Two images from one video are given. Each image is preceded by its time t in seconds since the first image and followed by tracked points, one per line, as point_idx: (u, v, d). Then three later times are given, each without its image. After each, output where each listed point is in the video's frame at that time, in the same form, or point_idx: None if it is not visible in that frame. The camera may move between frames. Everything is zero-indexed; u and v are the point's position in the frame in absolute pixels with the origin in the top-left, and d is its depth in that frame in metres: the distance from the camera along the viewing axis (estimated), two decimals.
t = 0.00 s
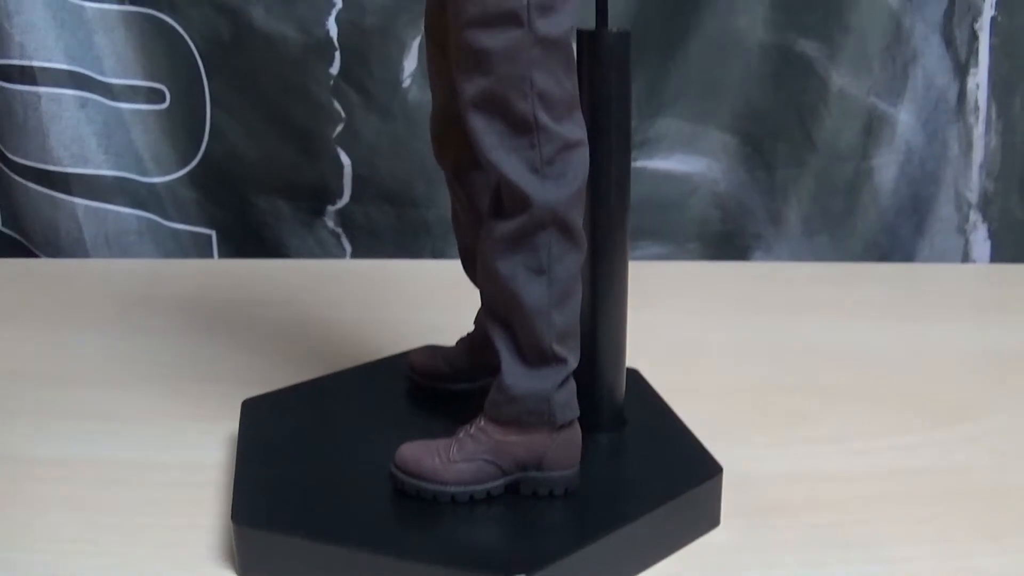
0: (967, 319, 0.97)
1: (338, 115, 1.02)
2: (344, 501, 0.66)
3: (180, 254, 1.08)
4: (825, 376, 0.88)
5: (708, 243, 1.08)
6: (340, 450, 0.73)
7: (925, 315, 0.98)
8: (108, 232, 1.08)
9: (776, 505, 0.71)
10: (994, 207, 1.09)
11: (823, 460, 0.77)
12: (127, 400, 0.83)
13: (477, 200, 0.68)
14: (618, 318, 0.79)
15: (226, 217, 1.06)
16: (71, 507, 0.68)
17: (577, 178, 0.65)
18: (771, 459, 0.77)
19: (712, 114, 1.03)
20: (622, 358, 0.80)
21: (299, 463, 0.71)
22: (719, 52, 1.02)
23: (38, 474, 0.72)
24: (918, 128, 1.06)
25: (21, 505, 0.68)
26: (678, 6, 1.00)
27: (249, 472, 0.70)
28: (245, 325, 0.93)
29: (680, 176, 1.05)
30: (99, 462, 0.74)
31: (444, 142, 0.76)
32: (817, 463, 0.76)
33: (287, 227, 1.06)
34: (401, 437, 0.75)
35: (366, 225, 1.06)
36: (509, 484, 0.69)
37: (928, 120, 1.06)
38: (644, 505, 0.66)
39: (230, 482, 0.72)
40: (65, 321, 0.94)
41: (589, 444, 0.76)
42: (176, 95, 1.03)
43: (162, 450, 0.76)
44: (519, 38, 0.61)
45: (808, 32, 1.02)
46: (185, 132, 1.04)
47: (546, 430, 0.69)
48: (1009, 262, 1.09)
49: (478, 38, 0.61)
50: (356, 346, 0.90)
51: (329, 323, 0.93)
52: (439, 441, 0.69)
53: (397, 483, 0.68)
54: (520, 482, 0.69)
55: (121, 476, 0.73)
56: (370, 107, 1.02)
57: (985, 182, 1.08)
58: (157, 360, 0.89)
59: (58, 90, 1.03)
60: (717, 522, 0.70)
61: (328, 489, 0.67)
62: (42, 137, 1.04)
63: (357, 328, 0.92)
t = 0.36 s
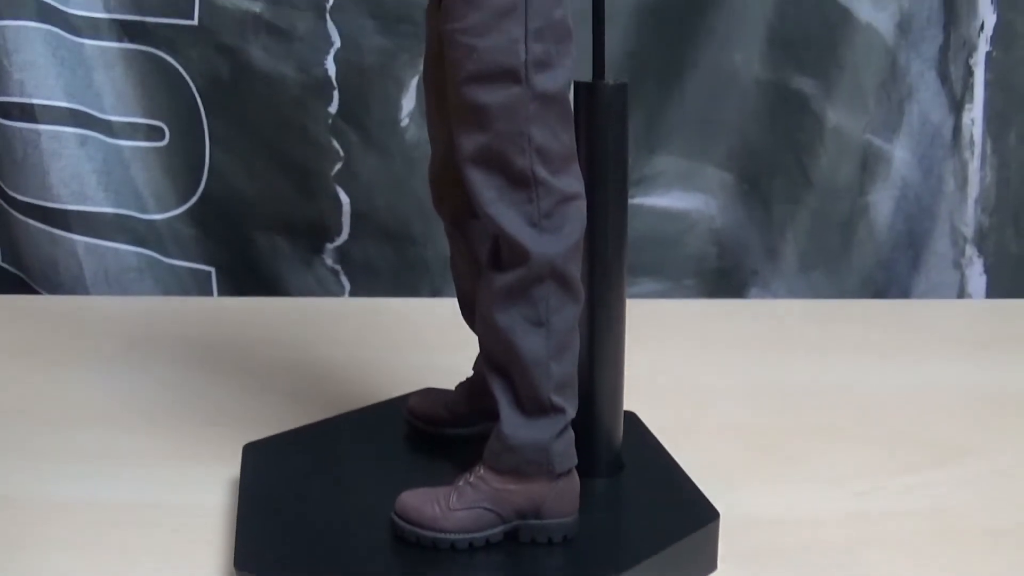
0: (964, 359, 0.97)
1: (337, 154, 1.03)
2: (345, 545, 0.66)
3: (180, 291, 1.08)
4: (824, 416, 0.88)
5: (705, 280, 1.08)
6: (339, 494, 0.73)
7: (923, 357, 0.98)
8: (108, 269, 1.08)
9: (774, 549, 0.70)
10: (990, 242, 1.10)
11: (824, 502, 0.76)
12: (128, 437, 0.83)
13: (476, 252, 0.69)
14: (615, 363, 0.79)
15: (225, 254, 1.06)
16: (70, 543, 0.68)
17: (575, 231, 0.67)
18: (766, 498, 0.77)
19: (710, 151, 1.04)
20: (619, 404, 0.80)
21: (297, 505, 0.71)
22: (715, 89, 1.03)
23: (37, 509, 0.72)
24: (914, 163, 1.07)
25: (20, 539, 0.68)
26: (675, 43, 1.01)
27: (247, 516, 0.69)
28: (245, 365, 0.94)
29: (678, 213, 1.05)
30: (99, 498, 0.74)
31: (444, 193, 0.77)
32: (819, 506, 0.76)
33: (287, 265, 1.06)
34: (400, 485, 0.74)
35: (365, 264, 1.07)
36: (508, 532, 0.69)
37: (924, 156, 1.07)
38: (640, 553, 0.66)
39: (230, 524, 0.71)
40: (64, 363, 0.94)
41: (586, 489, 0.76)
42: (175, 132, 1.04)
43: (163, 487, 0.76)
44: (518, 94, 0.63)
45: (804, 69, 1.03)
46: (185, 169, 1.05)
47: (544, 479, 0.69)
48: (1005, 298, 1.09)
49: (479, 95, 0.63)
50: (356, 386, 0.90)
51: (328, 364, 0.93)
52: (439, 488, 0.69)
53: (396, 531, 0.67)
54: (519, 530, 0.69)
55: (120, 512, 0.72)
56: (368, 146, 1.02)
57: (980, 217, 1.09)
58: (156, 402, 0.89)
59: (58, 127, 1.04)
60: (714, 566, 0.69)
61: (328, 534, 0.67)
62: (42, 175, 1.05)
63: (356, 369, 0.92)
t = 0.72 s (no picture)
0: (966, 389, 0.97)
1: (341, 185, 1.03)
2: None
3: (186, 319, 1.09)
4: (826, 449, 0.88)
5: (708, 308, 1.09)
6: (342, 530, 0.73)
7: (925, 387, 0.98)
8: (114, 298, 1.09)
9: None
10: (992, 270, 1.10)
11: (829, 537, 0.75)
12: (133, 468, 0.83)
13: (479, 295, 0.69)
14: (616, 400, 0.78)
15: (230, 284, 1.07)
16: None
17: (576, 275, 0.67)
18: (769, 532, 0.76)
19: (712, 181, 1.04)
20: (621, 440, 0.79)
21: (301, 541, 0.71)
22: (717, 120, 1.03)
23: (42, 542, 0.72)
24: (916, 193, 1.07)
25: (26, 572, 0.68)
26: (677, 74, 1.02)
27: (252, 552, 0.69)
28: (250, 396, 0.94)
29: (681, 243, 1.06)
30: (104, 531, 0.74)
31: (447, 235, 0.77)
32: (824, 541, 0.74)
33: (292, 294, 1.07)
34: (404, 523, 0.74)
35: (369, 293, 1.07)
36: (509, 570, 0.69)
37: (926, 186, 1.07)
38: None
39: (235, 558, 0.71)
40: (69, 395, 0.95)
41: (587, 526, 0.76)
42: (179, 162, 1.05)
43: (168, 519, 0.76)
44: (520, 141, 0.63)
45: (806, 100, 1.04)
46: (190, 198, 1.05)
47: (545, 518, 0.69)
48: (1006, 328, 1.10)
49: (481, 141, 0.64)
50: (359, 418, 0.90)
51: (332, 395, 0.94)
52: (442, 527, 0.70)
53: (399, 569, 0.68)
54: (520, 569, 0.70)
55: (124, 545, 0.72)
56: (372, 178, 1.03)
57: (981, 246, 1.09)
58: (161, 432, 0.89)
59: (64, 157, 1.05)
60: None
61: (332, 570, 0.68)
62: (48, 205, 1.06)
63: (360, 401, 0.93)
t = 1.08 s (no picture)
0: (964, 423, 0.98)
1: (347, 219, 1.04)
2: None
3: (191, 350, 1.10)
4: (826, 486, 0.87)
5: (710, 343, 1.09)
6: (347, 564, 0.73)
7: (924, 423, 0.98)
8: (120, 329, 1.10)
9: None
10: (992, 305, 1.11)
11: None
12: (137, 498, 0.83)
13: (484, 345, 0.71)
14: (618, 445, 0.78)
15: (236, 316, 1.08)
16: None
17: (578, 326, 0.69)
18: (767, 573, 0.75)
19: (714, 217, 1.05)
20: (622, 483, 0.79)
21: None
22: (720, 157, 1.04)
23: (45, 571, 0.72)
24: (917, 230, 1.08)
25: None
26: (680, 112, 1.03)
27: None
28: (254, 429, 0.94)
29: (683, 278, 1.07)
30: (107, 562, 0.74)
31: (452, 282, 0.79)
32: None
33: (297, 326, 1.08)
34: (407, 559, 0.74)
35: (374, 327, 1.08)
36: None
37: (927, 222, 1.08)
38: None
39: None
40: (75, 425, 0.95)
41: (588, 569, 0.76)
42: (185, 194, 1.06)
43: (171, 550, 0.76)
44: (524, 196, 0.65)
45: (808, 137, 1.05)
46: (196, 229, 1.06)
47: (546, 565, 0.70)
48: (1006, 364, 1.10)
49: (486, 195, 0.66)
50: (362, 453, 0.91)
51: (336, 431, 0.94)
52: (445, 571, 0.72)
53: None
54: None
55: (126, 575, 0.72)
56: (378, 212, 1.04)
57: (982, 281, 1.10)
58: (166, 464, 0.89)
59: (72, 189, 1.07)
60: None
61: None
62: (55, 236, 1.07)
63: (364, 436, 0.93)
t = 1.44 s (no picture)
0: (965, 450, 0.98)
1: (350, 249, 1.04)
2: None
3: (195, 378, 1.10)
4: (829, 511, 0.87)
5: (711, 371, 1.10)
6: None
7: (928, 449, 0.98)
8: (124, 357, 1.11)
9: None
10: (993, 332, 1.11)
11: None
12: (138, 524, 0.83)
13: (487, 384, 0.71)
14: (620, 481, 0.78)
15: (240, 344, 1.08)
16: None
17: (580, 366, 0.69)
18: None
19: (715, 246, 1.06)
20: (624, 518, 0.79)
21: None
22: (721, 186, 1.05)
23: None
24: (917, 258, 1.08)
25: None
26: (682, 141, 1.04)
27: None
28: (258, 459, 0.94)
29: (685, 306, 1.07)
30: None
31: (456, 318, 0.79)
32: None
33: (300, 355, 1.08)
34: None
35: (377, 356, 1.08)
36: None
37: (927, 249, 1.08)
38: None
39: None
40: (79, 453, 0.95)
41: None
42: (189, 223, 1.06)
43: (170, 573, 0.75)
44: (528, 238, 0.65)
45: (809, 165, 1.05)
46: (200, 258, 1.07)
47: None
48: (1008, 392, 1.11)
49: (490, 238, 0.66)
50: (365, 482, 0.90)
51: (339, 461, 0.94)
52: None
53: None
54: None
55: None
56: (381, 242, 1.04)
57: (983, 308, 1.10)
58: (169, 491, 0.89)
59: (76, 217, 1.07)
60: None
61: None
62: (59, 264, 1.08)
63: (366, 467, 0.93)
